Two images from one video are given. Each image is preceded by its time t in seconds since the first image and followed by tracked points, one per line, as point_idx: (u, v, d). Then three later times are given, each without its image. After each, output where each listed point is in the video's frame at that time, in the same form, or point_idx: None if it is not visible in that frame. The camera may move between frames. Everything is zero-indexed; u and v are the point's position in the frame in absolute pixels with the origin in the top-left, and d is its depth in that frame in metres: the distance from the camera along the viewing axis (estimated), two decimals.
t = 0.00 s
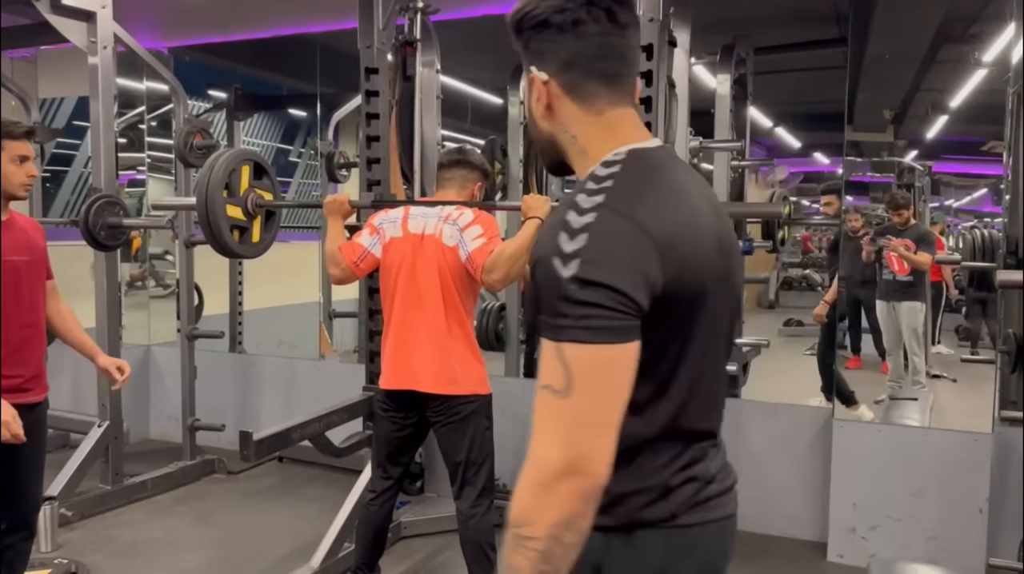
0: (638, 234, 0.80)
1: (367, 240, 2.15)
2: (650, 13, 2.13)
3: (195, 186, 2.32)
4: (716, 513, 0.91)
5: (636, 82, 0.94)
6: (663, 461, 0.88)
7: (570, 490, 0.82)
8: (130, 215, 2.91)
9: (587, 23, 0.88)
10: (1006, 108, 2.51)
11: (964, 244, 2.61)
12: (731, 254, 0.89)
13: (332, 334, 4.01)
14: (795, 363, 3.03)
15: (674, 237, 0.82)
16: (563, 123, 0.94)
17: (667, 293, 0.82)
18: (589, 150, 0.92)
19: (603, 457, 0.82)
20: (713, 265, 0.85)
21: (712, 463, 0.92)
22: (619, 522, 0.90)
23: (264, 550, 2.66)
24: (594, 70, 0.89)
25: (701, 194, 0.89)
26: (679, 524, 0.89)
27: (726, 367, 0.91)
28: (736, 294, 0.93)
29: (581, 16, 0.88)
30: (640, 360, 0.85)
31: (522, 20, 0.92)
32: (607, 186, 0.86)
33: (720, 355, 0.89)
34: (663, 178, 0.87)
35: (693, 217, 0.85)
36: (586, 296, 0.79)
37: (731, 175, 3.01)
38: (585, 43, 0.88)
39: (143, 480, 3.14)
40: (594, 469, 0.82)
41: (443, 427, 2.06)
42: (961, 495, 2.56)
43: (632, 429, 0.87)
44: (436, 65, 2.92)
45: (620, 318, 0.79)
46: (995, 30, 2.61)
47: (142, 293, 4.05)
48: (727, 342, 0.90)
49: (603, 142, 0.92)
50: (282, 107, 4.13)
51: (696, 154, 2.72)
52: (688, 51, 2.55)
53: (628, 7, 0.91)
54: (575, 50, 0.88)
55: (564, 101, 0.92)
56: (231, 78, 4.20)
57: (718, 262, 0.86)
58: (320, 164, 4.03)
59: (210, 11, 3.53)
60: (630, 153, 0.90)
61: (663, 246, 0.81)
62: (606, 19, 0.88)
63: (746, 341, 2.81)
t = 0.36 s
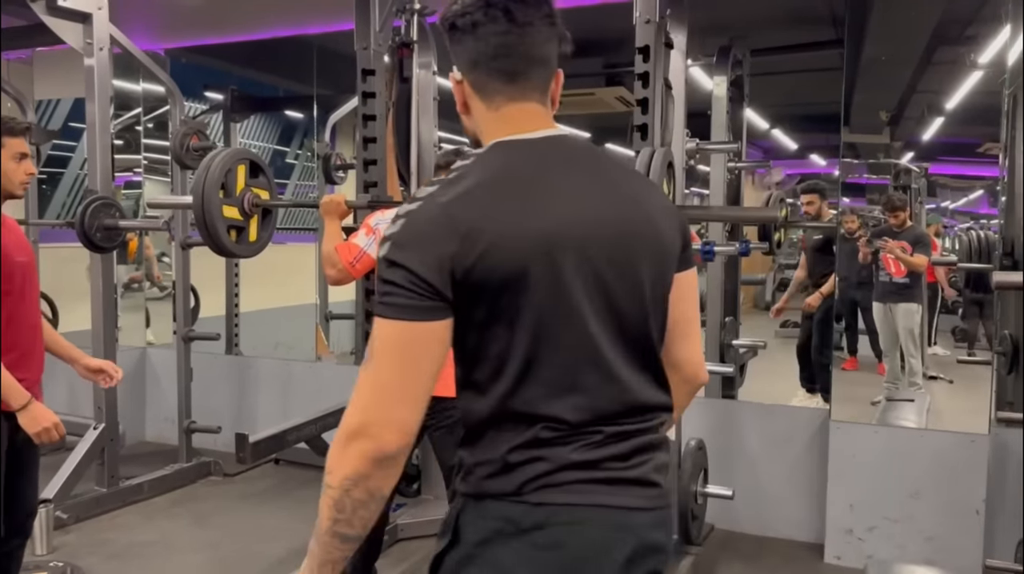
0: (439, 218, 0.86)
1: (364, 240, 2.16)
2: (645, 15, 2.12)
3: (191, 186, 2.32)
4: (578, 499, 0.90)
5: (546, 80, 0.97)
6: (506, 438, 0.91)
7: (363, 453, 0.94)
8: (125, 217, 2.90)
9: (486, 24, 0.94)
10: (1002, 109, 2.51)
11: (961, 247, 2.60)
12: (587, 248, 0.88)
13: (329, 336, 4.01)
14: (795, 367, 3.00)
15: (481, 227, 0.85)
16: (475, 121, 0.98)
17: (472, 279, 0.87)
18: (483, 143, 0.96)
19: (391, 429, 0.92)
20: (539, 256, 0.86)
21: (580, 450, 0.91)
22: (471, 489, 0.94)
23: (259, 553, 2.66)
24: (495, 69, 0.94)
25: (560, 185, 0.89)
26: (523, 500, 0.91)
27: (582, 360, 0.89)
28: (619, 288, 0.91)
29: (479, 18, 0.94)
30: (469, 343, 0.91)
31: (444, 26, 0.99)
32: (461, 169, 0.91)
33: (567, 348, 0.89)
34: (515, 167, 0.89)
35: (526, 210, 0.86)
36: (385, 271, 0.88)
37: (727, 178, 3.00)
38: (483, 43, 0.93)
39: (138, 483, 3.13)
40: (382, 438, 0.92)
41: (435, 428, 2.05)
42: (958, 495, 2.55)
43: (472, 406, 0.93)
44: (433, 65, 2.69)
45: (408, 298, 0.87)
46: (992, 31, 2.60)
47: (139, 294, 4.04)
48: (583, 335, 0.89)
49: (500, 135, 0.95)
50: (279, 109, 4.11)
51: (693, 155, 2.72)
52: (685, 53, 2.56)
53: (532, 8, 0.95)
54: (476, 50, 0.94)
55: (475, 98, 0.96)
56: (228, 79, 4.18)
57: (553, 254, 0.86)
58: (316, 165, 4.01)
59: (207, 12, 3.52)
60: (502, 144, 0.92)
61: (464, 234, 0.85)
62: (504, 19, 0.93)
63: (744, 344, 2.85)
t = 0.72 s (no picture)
0: (418, 220, 0.95)
1: (364, 244, 2.14)
2: (643, 18, 2.12)
3: (192, 192, 2.32)
4: (534, 484, 0.95)
5: (562, 93, 1.01)
6: (479, 422, 1.00)
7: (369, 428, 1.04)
8: (122, 219, 2.89)
9: (507, 42, 0.98)
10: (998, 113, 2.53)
11: (958, 250, 2.61)
12: (552, 252, 0.93)
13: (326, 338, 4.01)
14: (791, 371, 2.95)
15: (449, 228, 0.94)
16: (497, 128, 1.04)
17: (445, 275, 0.95)
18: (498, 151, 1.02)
19: (391, 405, 1.02)
20: (500, 257, 0.93)
21: (542, 439, 0.96)
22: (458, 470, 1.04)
23: (256, 556, 2.66)
24: (514, 84, 1.00)
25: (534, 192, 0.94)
26: (490, 481, 0.98)
27: (543, 357, 0.94)
28: (590, 292, 0.94)
29: (501, 37, 0.99)
30: (459, 336, 0.99)
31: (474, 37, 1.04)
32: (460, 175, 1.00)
33: (530, 344, 0.94)
34: (499, 173, 0.96)
35: (491, 214, 0.93)
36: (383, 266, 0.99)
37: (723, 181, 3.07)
38: (503, 58, 0.99)
39: (135, 486, 3.13)
40: (383, 414, 1.02)
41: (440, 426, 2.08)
42: (955, 499, 2.56)
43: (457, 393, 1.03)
44: (430, 70, 2.82)
45: (395, 291, 0.98)
46: (988, 36, 2.62)
47: (136, 296, 4.04)
48: (546, 333, 0.94)
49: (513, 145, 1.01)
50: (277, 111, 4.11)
51: (691, 159, 2.73)
52: (683, 56, 2.56)
53: (554, 24, 0.99)
54: (496, 64, 1.00)
55: (500, 112, 1.03)
56: (226, 82, 4.18)
57: (513, 256, 0.93)
58: (314, 167, 4.01)
59: (206, 15, 3.52)
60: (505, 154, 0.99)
61: (436, 234, 0.94)
62: (522, 37, 0.98)
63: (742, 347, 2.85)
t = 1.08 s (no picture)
0: (560, 233, 1.06)
1: (361, 272, 2.05)
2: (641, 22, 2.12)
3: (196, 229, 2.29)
4: (638, 474, 1.02)
5: (702, 115, 1.06)
6: (600, 413, 1.08)
7: (521, 408, 1.14)
8: (120, 222, 2.88)
9: (654, 67, 1.04)
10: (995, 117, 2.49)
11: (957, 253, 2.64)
12: (673, 265, 0.98)
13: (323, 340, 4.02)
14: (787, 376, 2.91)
15: (585, 240, 1.03)
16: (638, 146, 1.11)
17: (580, 282, 1.04)
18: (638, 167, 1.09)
19: (544, 384, 1.12)
20: (625, 269, 1.00)
21: (647, 433, 1.02)
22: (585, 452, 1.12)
23: (253, 559, 2.65)
24: (658, 106, 1.06)
25: (662, 208, 1.00)
26: (604, 464, 1.06)
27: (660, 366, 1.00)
28: (709, 305, 0.98)
29: (648, 62, 1.05)
30: (593, 336, 1.07)
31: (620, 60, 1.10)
32: (604, 190, 1.07)
33: (649, 351, 1.01)
34: (630, 190, 1.03)
35: (620, 227, 1.01)
36: (534, 270, 1.10)
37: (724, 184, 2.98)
38: (650, 82, 1.05)
39: (131, 489, 3.12)
40: (535, 396, 1.13)
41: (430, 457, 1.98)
42: (953, 502, 2.52)
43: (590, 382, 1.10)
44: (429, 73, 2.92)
45: (540, 290, 1.09)
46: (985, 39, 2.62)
47: (132, 299, 4.04)
48: (665, 339, 1.00)
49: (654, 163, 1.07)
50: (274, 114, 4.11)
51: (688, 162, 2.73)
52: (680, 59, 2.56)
53: (700, 51, 1.04)
54: (643, 87, 1.06)
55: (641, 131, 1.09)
56: (224, 85, 4.22)
57: (637, 267, 0.99)
58: (311, 171, 4.05)
59: (204, 18, 3.52)
60: (642, 171, 1.06)
61: (574, 246, 1.04)
62: (670, 62, 1.03)
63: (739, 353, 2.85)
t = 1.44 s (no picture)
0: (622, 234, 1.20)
1: (359, 359, 1.87)
2: (638, 24, 2.12)
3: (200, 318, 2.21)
4: (670, 448, 1.19)
5: (758, 133, 1.19)
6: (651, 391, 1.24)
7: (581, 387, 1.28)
8: (118, 223, 2.88)
9: (717, 90, 1.18)
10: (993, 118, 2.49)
11: (955, 255, 2.65)
12: (719, 268, 1.12)
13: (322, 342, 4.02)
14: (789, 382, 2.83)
15: (642, 241, 1.17)
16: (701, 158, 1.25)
17: (635, 277, 1.18)
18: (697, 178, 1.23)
19: (596, 369, 1.26)
20: (675, 268, 1.14)
21: (681, 415, 1.18)
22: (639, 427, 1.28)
23: (252, 560, 2.66)
24: (719, 124, 1.20)
25: (711, 217, 1.13)
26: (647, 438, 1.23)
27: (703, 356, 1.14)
28: (746, 305, 1.11)
29: (711, 86, 1.18)
30: (646, 327, 1.21)
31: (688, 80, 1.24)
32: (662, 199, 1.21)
33: (693, 342, 1.14)
34: (685, 199, 1.16)
35: (673, 233, 1.14)
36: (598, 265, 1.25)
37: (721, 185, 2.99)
38: (712, 103, 1.19)
39: (130, 491, 3.12)
40: (589, 376, 1.27)
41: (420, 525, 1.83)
42: (951, 504, 2.53)
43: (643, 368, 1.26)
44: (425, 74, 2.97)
45: (599, 283, 1.23)
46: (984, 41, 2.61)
47: (131, 300, 4.02)
48: (706, 332, 1.13)
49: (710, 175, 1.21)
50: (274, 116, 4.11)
51: (687, 164, 2.73)
52: (679, 61, 2.57)
53: (758, 76, 1.17)
54: (706, 109, 1.20)
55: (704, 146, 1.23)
56: (223, 86, 4.17)
57: (686, 268, 1.13)
58: (309, 172, 4.06)
59: (203, 19, 3.52)
60: (698, 183, 1.19)
61: (631, 245, 1.18)
62: (730, 87, 1.17)
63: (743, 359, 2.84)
